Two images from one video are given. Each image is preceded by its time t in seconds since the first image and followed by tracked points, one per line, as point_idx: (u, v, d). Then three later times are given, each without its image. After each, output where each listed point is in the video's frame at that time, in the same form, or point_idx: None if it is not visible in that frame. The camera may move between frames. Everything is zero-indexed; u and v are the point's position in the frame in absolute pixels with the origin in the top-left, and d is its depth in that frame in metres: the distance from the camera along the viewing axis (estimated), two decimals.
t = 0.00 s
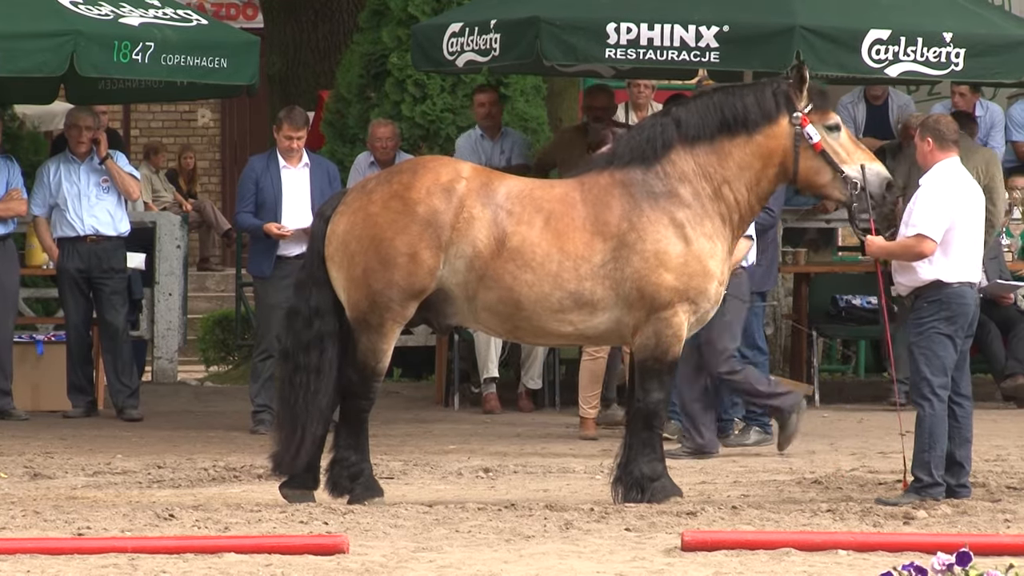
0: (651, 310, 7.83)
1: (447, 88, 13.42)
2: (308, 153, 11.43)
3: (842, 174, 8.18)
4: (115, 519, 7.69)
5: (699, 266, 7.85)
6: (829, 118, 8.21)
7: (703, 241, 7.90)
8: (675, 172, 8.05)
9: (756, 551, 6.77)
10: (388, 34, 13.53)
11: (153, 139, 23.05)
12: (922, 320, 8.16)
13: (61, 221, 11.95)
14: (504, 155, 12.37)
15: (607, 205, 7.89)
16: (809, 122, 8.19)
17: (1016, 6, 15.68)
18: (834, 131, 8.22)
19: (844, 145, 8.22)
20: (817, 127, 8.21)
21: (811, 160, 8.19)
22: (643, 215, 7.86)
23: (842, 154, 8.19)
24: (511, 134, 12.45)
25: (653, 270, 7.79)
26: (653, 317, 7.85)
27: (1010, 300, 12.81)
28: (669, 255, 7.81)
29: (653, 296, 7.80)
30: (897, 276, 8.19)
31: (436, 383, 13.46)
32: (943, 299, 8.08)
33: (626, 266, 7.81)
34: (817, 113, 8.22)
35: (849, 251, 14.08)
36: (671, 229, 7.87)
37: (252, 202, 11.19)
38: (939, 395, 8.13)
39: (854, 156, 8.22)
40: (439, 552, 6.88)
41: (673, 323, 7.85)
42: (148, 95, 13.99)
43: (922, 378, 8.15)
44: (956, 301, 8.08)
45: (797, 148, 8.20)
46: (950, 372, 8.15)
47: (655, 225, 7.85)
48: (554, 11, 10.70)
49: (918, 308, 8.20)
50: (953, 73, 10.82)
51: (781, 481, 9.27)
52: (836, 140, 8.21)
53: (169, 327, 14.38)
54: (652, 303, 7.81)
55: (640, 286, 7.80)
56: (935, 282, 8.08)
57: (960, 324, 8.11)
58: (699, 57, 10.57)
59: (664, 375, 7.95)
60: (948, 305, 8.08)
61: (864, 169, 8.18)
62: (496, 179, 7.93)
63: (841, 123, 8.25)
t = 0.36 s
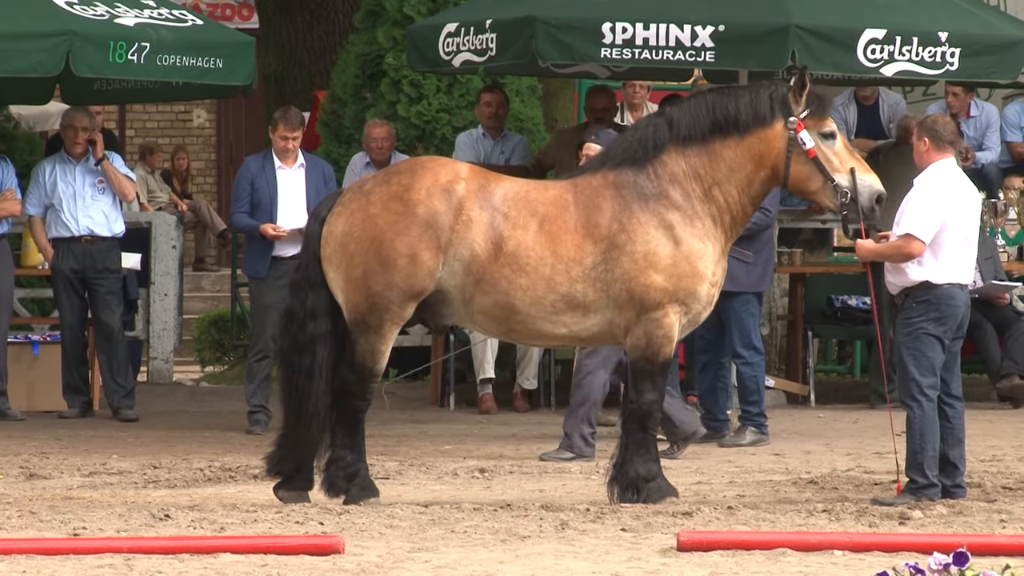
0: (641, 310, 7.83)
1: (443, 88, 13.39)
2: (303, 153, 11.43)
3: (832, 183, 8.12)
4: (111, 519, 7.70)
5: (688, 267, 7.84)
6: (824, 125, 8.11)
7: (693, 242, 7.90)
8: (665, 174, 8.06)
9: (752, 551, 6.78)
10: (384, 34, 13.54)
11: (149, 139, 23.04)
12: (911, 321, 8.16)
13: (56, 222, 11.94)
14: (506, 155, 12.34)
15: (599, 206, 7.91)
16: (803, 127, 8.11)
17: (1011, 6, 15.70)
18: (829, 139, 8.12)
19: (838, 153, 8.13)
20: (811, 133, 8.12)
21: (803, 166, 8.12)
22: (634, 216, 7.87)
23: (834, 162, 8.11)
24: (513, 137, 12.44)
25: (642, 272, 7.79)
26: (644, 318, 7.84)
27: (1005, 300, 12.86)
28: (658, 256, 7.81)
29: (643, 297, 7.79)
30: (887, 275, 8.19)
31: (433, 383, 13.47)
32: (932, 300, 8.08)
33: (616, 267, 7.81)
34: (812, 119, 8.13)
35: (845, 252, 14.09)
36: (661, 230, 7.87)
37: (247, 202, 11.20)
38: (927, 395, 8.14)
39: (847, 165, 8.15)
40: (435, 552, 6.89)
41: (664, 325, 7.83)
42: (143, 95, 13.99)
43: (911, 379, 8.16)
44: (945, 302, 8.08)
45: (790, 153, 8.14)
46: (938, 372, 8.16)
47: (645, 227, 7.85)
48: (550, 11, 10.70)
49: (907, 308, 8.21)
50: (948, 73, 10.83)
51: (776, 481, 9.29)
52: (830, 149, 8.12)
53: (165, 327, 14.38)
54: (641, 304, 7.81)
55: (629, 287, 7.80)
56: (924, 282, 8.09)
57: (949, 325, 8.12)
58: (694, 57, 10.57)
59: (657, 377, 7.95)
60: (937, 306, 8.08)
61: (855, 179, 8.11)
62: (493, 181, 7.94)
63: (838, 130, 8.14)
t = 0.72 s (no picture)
0: (640, 311, 7.83)
1: (442, 88, 13.40)
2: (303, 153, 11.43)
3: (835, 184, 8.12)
4: (110, 519, 7.70)
5: (688, 267, 7.84)
6: (826, 127, 8.11)
7: (693, 243, 7.89)
8: (665, 174, 8.06)
9: (751, 551, 6.78)
10: (383, 34, 13.54)
11: (148, 139, 23.05)
12: (914, 320, 8.16)
13: (54, 222, 11.93)
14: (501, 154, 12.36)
15: (599, 206, 7.91)
16: (805, 129, 8.12)
17: (1010, 6, 15.71)
18: (830, 141, 8.13)
19: (840, 155, 8.14)
20: (813, 136, 8.12)
21: (806, 169, 8.14)
22: (634, 216, 7.87)
23: (838, 164, 8.12)
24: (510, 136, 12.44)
25: (641, 273, 7.79)
26: (643, 319, 7.85)
27: (1005, 301, 12.85)
28: (658, 257, 7.81)
29: (641, 297, 7.80)
30: (888, 277, 8.19)
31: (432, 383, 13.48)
32: (934, 300, 8.09)
33: (616, 267, 7.81)
34: (814, 122, 8.14)
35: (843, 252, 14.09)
36: (661, 230, 7.87)
37: (246, 202, 11.20)
38: (930, 395, 8.14)
39: (849, 165, 8.15)
40: (435, 552, 6.89)
41: (663, 326, 7.83)
42: (142, 95, 13.98)
43: (913, 379, 8.16)
44: (947, 302, 8.09)
45: (792, 156, 8.15)
46: (940, 372, 8.16)
47: (645, 227, 7.85)
48: (549, 11, 10.71)
49: (909, 308, 8.21)
50: (948, 73, 10.84)
51: (775, 481, 9.29)
52: (832, 150, 8.13)
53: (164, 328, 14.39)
54: (641, 304, 7.81)
55: (629, 287, 7.80)
56: (926, 283, 8.09)
57: (951, 325, 8.12)
58: (693, 57, 10.57)
59: (656, 377, 7.95)
60: (939, 306, 8.09)
61: (858, 179, 8.10)
62: (491, 180, 7.94)
63: (839, 132, 8.15)
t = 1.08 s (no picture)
0: (648, 311, 7.83)
1: (449, 87, 13.44)
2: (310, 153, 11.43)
3: (845, 191, 8.13)
4: (115, 519, 7.69)
5: (696, 268, 7.85)
6: (836, 133, 8.12)
7: (702, 243, 7.91)
8: (676, 174, 8.06)
9: (757, 551, 6.77)
10: (390, 34, 13.56)
11: (154, 138, 23.06)
12: (919, 320, 8.15)
13: (62, 221, 11.97)
14: (506, 154, 12.37)
15: (607, 205, 7.90)
16: (814, 136, 8.13)
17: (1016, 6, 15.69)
18: (840, 148, 8.13)
19: (850, 161, 8.14)
20: (823, 142, 8.14)
21: (815, 175, 8.15)
22: (643, 216, 7.87)
23: (847, 171, 8.12)
24: (515, 135, 12.46)
25: (650, 273, 7.80)
26: (651, 319, 7.85)
27: (1012, 300, 12.82)
28: (667, 257, 7.82)
29: (650, 297, 7.80)
30: (894, 276, 8.18)
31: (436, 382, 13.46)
32: (939, 299, 8.08)
33: (624, 267, 7.81)
34: (824, 128, 8.14)
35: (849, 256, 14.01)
36: (670, 231, 7.87)
37: (252, 202, 11.20)
38: (936, 395, 8.14)
39: (859, 173, 8.16)
40: (440, 552, 6.88)
41: (671, 326, 7.84)
42: (149, 95, 13.99)
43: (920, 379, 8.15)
44: (953, 301, 8.08)
45: (801, 162, 8.16)
46: (946, 372, 8.15)
47: (653, 228, 7.85)
48: (555, 11, 10.70)
49: (914, 308, 8.20)
50: (954, 73, 10.83)
51: (782, 481, 9.27)
52: (841, 156, 8.13)
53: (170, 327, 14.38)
54: (649, 304, 7.81)
55: (637, 287, 7.80)
56: (931, 282, 8.08)
57: (957, 324, 8.11)
58: (700, 57, 10.57)
59: (663, 376, 7.94)
60: (944, 305, 8.08)
61: (868, 187, 8.09)
62: (497, 179, 7.93)
63: (850, 138, 8.16)
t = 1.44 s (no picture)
0: (652, 311, 7.83)
1: (449, 87, 13.47)
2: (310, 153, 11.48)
3: (849, 200, 8.13)
4: (116, 519, 7.69)
5: (702, 270, 7.84)
6: (845, 142, 8.12)
7: (708, 246, 7.90)
8: (683, 176, 8.06)
9: (757, 551, 6.77)
10: (390, 34, 13.57)
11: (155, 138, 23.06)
12: (923, 320, 8.15)
13: (71, 220, 11.99)
14: (505, 154, 12.37)
15: (613, 206, 7.89)
16: (824, 142, 8.12)
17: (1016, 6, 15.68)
18: (848, 156, 8.14)
19: (857, 171, 8.13)
20: (832, 149, 8.13)
21: (821, 182, 8.15)
22: (649, 217, 7.86)
23: (853, 180, 8.12)
24: (515, 134, 12.45)
25: (655, 275, 7.79)
26: (654, 320, 7.84)
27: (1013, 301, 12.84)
28: (672, 259, 7.81)
29: (654, 298, 7.80)
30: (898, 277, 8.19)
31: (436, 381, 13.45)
32: (943, 299, 8.08)
33: (628, 268, 7.80)
34: (834, 135, 8.14)
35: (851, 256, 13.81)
36: (676, 233, 7.87)
37: (253, 201, 11.24)
38: (939, 396, 8.12)
39: (866, 182, 8.15)
40: (441, 552, 6.88)
41: (674, 328, 7.83)
42: (149, 95, 13.99)
43: (922, 379, 8.15)
44: (958, 301, 8.07)
45: (809, 167, 8.17)
46: (951, 372, 8.14)
47: (660, 229, 7.84)
48: (556, 11, 10.70)
49: (919, 308, 8.20)
50: (955, 72, 10.82)
51: (782, 481, 9.27)
52: (849, 165, 8.13)
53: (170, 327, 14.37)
54: (652, 305, 7.81)
55: (641, 288, 7.80)
56: (934, 282, 8.08)
57: (961, 324, 8.10)
58: (700, 57, 10.56)
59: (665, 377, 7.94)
60: (948, 305, 8.08)
61: (871, 198, 8.10)
62: (500, 177, 7.91)
63: (859, 148, 8.15)
